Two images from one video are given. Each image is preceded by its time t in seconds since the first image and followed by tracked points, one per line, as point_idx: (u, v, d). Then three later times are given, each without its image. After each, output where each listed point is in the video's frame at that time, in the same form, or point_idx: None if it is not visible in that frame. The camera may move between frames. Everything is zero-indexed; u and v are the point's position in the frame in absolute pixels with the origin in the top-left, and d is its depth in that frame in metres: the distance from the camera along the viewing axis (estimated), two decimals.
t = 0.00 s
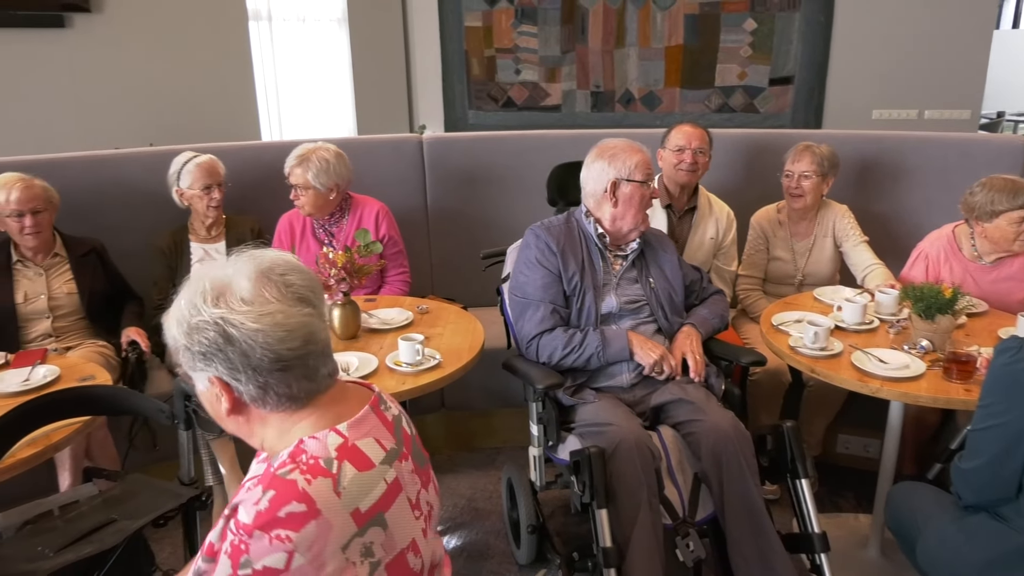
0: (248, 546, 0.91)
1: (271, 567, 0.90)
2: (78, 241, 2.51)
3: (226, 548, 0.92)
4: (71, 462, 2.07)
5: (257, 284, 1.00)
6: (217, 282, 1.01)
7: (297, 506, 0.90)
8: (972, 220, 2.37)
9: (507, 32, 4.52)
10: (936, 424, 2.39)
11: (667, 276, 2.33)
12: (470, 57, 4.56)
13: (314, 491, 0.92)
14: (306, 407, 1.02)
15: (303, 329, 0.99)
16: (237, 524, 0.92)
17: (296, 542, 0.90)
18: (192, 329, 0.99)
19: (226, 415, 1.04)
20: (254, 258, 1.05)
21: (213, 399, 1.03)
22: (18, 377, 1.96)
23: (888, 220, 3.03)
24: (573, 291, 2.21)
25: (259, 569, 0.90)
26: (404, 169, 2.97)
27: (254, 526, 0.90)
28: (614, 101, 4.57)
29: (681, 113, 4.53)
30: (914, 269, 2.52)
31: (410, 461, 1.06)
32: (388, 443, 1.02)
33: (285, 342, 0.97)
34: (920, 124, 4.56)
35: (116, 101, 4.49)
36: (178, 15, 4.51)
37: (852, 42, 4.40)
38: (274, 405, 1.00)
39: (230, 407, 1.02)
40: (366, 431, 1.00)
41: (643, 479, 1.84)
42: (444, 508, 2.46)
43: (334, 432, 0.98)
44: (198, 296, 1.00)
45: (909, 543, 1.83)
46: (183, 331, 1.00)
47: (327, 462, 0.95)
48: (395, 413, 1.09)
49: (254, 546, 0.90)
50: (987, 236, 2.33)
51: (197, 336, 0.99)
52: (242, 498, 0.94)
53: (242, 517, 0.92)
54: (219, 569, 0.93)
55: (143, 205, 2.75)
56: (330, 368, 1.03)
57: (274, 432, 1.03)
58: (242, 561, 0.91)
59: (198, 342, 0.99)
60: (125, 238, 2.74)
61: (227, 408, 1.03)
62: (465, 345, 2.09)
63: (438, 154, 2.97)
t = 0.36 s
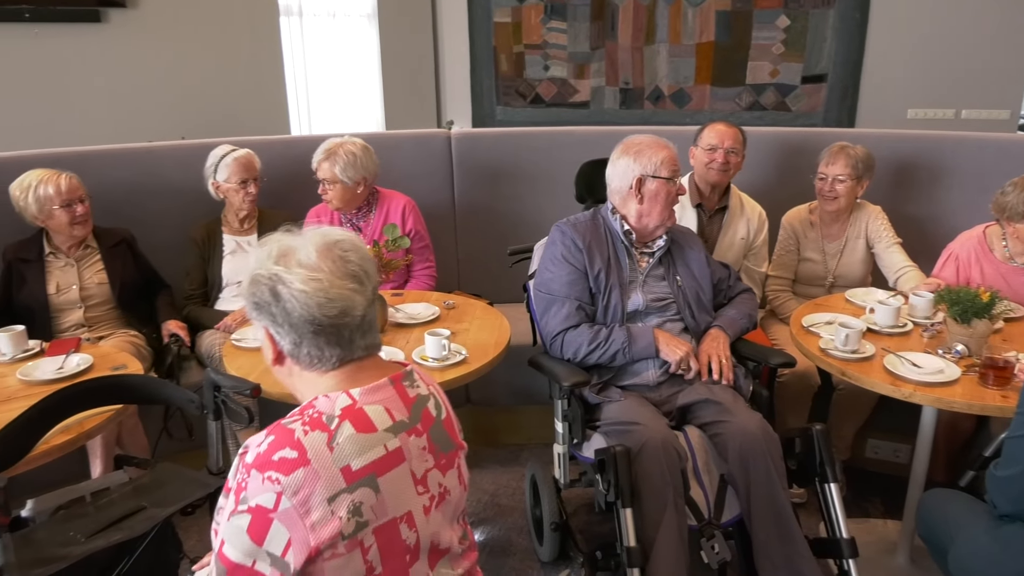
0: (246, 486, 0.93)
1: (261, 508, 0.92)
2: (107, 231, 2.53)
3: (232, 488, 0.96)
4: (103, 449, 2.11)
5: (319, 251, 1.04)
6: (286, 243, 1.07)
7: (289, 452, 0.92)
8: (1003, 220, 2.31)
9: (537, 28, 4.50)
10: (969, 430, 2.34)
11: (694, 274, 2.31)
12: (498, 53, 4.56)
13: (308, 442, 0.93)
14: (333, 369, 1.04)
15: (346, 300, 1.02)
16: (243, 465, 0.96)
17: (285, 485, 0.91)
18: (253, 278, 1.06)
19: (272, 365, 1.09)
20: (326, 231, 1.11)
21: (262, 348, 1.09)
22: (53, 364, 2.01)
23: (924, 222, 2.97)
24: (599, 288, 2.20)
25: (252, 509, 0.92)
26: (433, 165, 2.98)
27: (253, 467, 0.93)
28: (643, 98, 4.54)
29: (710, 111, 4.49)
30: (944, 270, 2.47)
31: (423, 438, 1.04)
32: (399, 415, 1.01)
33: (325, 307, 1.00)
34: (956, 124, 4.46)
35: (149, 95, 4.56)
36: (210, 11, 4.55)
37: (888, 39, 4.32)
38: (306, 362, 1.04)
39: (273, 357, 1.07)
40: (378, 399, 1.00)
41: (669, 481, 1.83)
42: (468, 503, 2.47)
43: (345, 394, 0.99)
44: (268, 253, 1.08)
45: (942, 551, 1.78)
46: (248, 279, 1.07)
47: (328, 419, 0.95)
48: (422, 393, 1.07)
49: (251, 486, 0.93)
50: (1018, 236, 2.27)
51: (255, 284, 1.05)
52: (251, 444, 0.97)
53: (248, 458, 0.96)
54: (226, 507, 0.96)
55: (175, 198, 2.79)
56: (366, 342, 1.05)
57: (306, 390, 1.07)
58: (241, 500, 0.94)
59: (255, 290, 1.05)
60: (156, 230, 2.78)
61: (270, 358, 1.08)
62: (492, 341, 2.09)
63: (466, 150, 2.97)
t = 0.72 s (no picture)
0: (295, 470, 0.94)
1: (308, 492, 0.92)
2: (146, 221, 2.58)
3: (279, 472, 0.96)
4: (138, 436, 2.15)
5: (411, 246, 1.04)
6: (374, 228, 1.05)
7: (339, 437, 0.92)
8: None
9: (570, 23, 4.46)
10: (1010, 439, 2.28)
11: (727, 271, 2.28)
12: (530, 49, 4.54)
13: (357, 428, 0.93)
14: (397, 360, 1.04)
15: (431, 303, 1.04)
16: (291, 450, 0.96)
17: (334, 471, 0.91)
18: (340, 258, 1.02)
19: (329, 345, 1.06)
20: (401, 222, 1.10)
21: (323, 327, 1.05)
22: (91, 351, 2.04)
23: (966, 225, 2.90)
24: (629, 283, 2.18)
25: (300, 493, 0.92)
26: (466, 159, 2.97)
27: (303, 450, 0.94)
28: (676, 95, 4.50)
29: (744, 108, 4.43)
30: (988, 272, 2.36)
31: (463, 433, 1.03)
32: (442, 409, 1.01)
33: (421, 293, 1.02)
34: (999, 124, 4.35)
35: (184, 87, 4.60)
36: (245, 4, 4.58)
37: (929, 36, 4.22)
38: (377, 352, 1.04)
39: (337, 341, 1.04)
40: (425, 391, 1.01)
41: (700, 482, 1.81)
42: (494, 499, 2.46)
43: (393, 386, 1.00)
44: (354, 234, 1.04)
45: (980, 562, 1.74)
46: (332, 258, 1.02)
47: (376, 407, 0.96)
48: (465, 388, 1.07)
49: (299, 469, 0.93)
50: None
51: (344, 265, 1.02)
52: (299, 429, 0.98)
53: (296, 442, 0.96)
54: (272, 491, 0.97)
55: (211, 190, 2.82)
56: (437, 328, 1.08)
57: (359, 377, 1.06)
58: (289, 484, 0.94)
59: (343, 271, 1.01)
60: (192, 221, 2.81)
61: (331, 340, 1.05)
62: (523, 337, 2.09)
63: (499, 145, 2.97)
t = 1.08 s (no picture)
0: (386, 508, 0.92)
1: (410, 526, 0.92)
2: (193, 218, 2.64)
3: (363, 515, 0.93)
4: (176, 428, 2.18)
5: (419, 252, 1.09)
6: (396, 241, 1.06)
7: (427, 461, 0.93)
8: None
9: (607, 23, 4.42)
10: None
11: (764, 272, 2.23)
12: (566, 48, 4.53)
13: (437, 448, 0.95)
14: (431, 372, 1.08)
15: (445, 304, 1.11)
16: (370, 489, 0.94)
17: (432, 497, 0.93)
18: (383, 274, 1.02)
19: (362, 366, 1.04)
20: (398, 231, 1.12)
21: (358, 349, 1.03)
22: (133, 345, 2.08)
23: (1014, 232, 2.82)
24: (660, 284, 2.14)
25: (400, 528, 0.92)
26: (502, 158, 2.97)
27: (390, 485, 0.92)
28: (713, 96, 4.45)
29: (783, 109, 4.36)
30: None
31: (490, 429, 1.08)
32: (479, 407, 1.07)
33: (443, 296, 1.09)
34: None
35: (220, 84, 4.63)
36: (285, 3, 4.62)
37: (978, 36, 4.10)
38: (418, 366, 1.07)
39: (376, 360, 1.04)
40: (460, 396, 1.05)
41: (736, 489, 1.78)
42: (525, 500, 2.46)
43: (436, 397, 1.02)
44: (384, 249, 1.04)
45: None
46: (372, 275, 1.02)
47: (439, 422, 0.98)
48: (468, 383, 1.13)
49: (394, 505, 0.92)
50: None
51: (390, 281, 1.02)
52: (368, 465, 0.95)
53: (374, 480, 0.94)
54: (354, 538, 0.93)
55: (251, 187, 2.85)
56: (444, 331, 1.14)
57: (389, 396, 1.06)
58: (382, 523, 0.92)
59: (390, 287, 1.02)
60: (232, 217, 2.85)
61: (370, 361, 1.04)
62: (557, 339, 2.08)
63: (536, 144, 2.96)
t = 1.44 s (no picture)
0: (423, 543, 0.89)
1: (451, 558, 0.89)
2: (236, 216, 2.67)
3: (397, 552, 0.89)
4: (215, 423, 2.21)
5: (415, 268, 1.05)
6: (392, 260, 1.02)
7: (464, 489, 0.90)
8: None
9: (644, 22, 4.18)
10: None
11: (808, 277, 2.20)
12: (603, 47, 4.34)
13: (470, 472, 0.93)
14: (439, 395, 1.05)
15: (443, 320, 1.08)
16: (405, 523, 0.90)
17: (471, 525, 0.90)
18: (390, 299, 0.97)
19: (375, 400, 0.99)
20: (387, 249, 1.07)
21: (370, 380, 0.98)
22: (175, 340, 2.12)
23: None
24: (700, 288, 2.12)
25: (439, 562, 0.89)
26: (539, 158, 2.96)
27: (427, 519, 0.89)
28: (752, 96, 4.10)
29: (823, 110, 4.00)
30: None
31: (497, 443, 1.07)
32: (489, 422, 1.06)
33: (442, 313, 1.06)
34: None
35: (249, 83, 4.56)
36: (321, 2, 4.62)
37: None
38: (427, 391, 1.03)
39: (390, 390, 0.99)
40: (472, 412, 1.03)
41: (776, 497, 1.75)
42: (558, 501, 2.45)
43: (452, 418, 0.99)
44: (383, 271, 1.00)
45: None
46: (379, 300, 0.97)
47: (463, 445, 0.95)
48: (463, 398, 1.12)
49: (431, 539, 0.89)
50: None
51: (398, 305, 0.98)
52: (400, 500, 0.91)
53: (409, 515, 0.90)
54: None
55: (291, 185, 2.88)
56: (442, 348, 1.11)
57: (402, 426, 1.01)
58: (420, 559, 0.89)
59: (400, 311, 0.97)
60: (272, 215, 2.88)
61: (383, 392, 0.99)
62: (594, 341, 2.06)
63: (573, 143, 2.95)
